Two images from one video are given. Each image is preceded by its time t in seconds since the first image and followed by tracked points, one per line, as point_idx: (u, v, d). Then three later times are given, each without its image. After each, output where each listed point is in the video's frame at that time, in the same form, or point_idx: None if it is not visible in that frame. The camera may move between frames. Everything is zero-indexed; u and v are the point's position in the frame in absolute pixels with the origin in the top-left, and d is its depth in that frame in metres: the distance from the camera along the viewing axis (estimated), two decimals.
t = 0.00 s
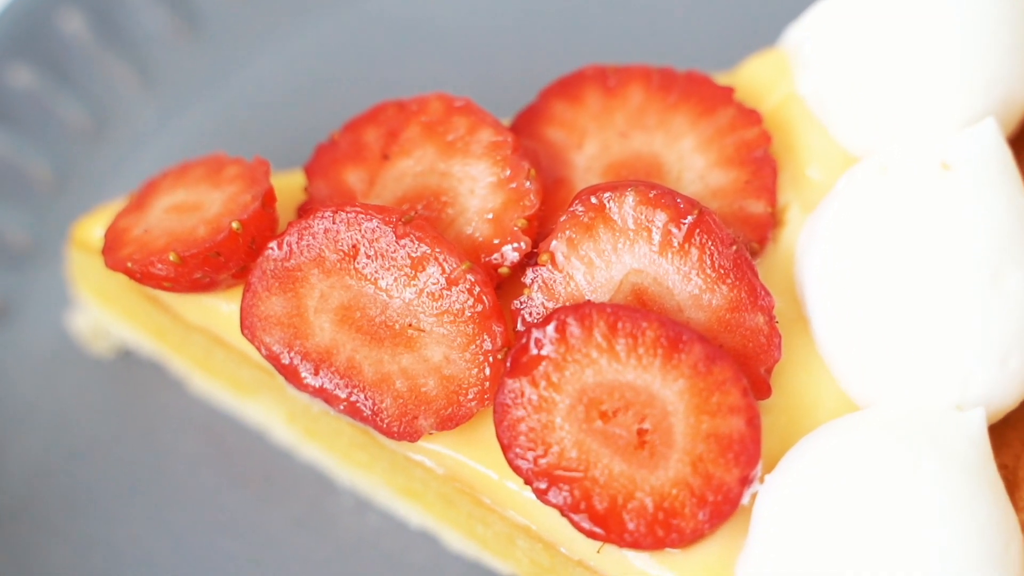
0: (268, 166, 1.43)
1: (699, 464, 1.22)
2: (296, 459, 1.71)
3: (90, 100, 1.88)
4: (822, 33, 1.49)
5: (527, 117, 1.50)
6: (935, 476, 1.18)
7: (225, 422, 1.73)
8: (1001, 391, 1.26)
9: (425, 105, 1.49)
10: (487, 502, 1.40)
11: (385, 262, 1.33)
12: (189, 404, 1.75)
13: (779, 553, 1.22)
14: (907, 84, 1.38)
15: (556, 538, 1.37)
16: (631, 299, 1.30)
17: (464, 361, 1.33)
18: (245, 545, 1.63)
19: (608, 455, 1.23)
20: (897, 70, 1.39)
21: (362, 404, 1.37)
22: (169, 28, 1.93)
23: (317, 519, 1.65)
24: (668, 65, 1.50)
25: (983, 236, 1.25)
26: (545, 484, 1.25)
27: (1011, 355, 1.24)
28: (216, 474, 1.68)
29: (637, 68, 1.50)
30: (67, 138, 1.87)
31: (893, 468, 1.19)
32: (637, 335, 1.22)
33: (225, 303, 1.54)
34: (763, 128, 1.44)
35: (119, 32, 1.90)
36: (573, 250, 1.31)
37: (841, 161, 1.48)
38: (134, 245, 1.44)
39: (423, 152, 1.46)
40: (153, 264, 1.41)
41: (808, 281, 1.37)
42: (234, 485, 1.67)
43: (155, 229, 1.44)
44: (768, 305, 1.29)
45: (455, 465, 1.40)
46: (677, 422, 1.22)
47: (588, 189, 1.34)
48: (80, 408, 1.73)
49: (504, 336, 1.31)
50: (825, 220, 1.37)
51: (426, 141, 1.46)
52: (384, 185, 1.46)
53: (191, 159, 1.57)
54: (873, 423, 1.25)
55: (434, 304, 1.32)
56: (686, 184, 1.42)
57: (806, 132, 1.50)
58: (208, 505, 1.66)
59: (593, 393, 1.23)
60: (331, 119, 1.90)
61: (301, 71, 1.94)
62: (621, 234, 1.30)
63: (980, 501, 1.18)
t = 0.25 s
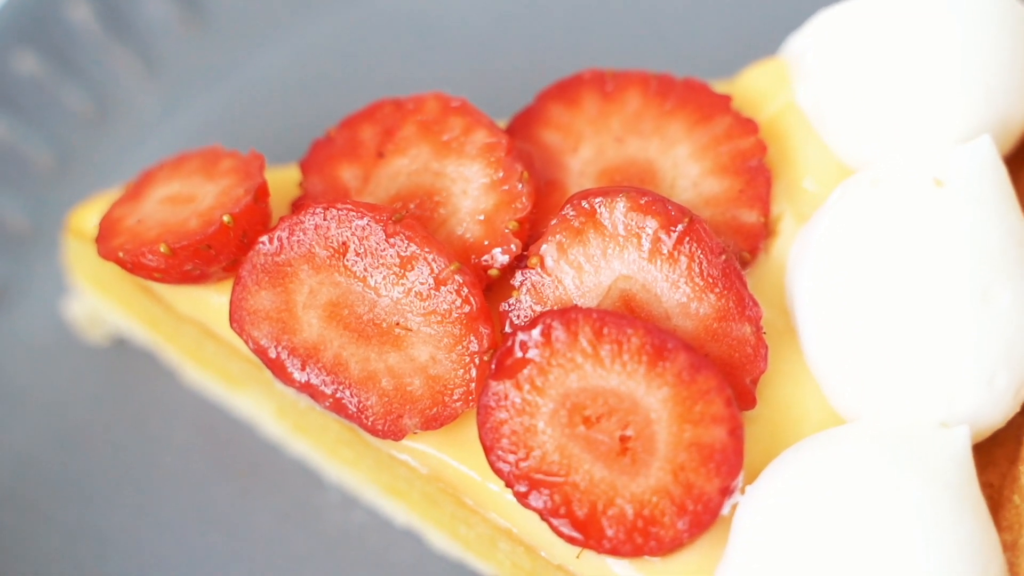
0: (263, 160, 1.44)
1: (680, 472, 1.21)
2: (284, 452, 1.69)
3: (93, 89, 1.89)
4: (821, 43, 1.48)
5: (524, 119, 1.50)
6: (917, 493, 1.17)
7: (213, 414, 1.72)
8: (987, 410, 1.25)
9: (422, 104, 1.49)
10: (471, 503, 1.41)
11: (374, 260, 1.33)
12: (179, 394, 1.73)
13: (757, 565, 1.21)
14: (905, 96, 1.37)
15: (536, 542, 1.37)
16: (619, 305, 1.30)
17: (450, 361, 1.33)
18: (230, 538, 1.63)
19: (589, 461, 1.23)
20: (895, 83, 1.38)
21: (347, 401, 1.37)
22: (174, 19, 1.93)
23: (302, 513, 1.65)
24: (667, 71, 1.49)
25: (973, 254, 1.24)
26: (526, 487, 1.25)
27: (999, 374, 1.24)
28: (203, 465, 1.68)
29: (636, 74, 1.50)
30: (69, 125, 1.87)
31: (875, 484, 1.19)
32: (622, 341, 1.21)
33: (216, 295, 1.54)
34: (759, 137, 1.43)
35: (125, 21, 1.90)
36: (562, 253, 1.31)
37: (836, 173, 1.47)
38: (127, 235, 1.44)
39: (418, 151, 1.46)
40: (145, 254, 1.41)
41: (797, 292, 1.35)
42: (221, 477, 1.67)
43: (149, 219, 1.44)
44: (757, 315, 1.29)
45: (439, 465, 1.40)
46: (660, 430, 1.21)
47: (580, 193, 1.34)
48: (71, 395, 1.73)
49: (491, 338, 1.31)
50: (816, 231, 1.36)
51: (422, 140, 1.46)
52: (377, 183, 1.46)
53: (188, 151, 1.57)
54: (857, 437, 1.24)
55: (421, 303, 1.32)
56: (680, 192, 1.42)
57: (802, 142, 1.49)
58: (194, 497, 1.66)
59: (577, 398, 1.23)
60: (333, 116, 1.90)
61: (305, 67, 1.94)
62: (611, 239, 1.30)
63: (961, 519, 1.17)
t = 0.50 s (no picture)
0: (258, 153, 1.44)
1: (661, 480, 1.21)
2: (272, 444, 1.70)
3: (96, 76, 1.89)
4: (821, 53, 1.48)
5: (520, 120, 1.49)
6: (897, 508, 1.17)
7: (203, 404, 1.72)
8: (972, 427, 1.24)
9: (418, 102, 1.49)
10: (452, 503, 1.42)
11: (363, 257, 1.33)
12: (169, 382, 1.74)
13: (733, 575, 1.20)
14: (902, 109, 1.36)
15: (515, 544, 1.38)
16: (606, 310, 1.29)
17: (436, 361, 1.33)
18: (215, 528, 1.64)
19: (570, 464, 1.23)
20: (893, 95, 1.37)
21: (333, 395, 1.37)
22: (179, 8, 1.93)
23: (287, 505, 1.65)
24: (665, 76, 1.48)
25: (963, 271, 1.24)
26: (506, 489, 1.25)
27: (985, 392, 1.23)
28: (191, 454, 1.69)
29: (633, 77, 1.49)
30: (70, 112, 1.88)
31: (855, 497, 1.18)
32: (607, 346, 1.22)
33: (208, 286, 1.55)
34: (754, 145, 1.42)
35: (129, 9, 1.90)
36: (551, 256, 1.31)
37: (832, 182, 1.45)
38: (119, 223, 1.45)
39: (413, 149, 1.46)
40: (136, 243, 1.42)
41: (786, 302, 1.35)
42: (208, 467, 1.68)
43: (142, 208, 1.45)
44: (744, 324, 1.29)
45: (422, 464, 1.41)
46: (641, 436, 1.21)
47: (571, 196, 1.34)
48: (62, 380, 1.74)
49: (477, 339, 1.31)
50: (808, 241, 1.36)
51: (416, 138, 1.46)
52: (371, 178, 1.46)
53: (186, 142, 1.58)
54: (841, 450, 1.24)
55: (409, 301, 1.32)
56: (673, 198, 1.41)
57: (797, 151, 1.47)
58: (181, 486, 1.67)
59: (560, 402, 1.23)
60: (333, 109, 1.90)
61: (307, 60, 1.95)
62: (601, 244, 1.30)
63: (939, 536, 1.16)
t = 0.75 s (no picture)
0: (254, 142, 1.45)
1: (642, 481, 1.21)
2: (259, 433, 1.72)
3: (99, 58, 1.89)
4: (822, 58, 1.44)
5: (517, 116, 1.49)
6: (876, 518, 1.16)
7: (195, 390, 1.74)
8: (956, 440, 1.24)
9: (415, 95, 1.49)
10: (437, 495, 1.40)
11: (354, 248, 1.34)
12: (163, 368, 1.75)
13: None
14: (901, 119, 1.34)
15: (495, 540, 1.37)
16: (593, 309, 1.29)
17: (422, 354, 1.33)
18: (201, 515, 1.64)
19: (551, 462, 1.22)
20: (892, 104, 1.35)
21: (319, 385, 1.37)
22: None
23: (274, 494, 1.66)
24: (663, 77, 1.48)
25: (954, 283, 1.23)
26: (486, 484, 1.25)
27: (970, 405, 1.23)
28: (181, 440, 1.69)
29: (632, 78, 1.49)
30: (71, 95, 1.88)
31: (835, 504, 1.18)
32: (592, 345, 1.21)
33: (201, 273, 1.55)
34: (749, 149, 1.42)
35: None
36: (541, 254, 1.32)
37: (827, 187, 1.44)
38: (112, 207, 1.45)
39: (408, 142, 1.46)
40: (128, 227, 1.42)
41: (775, 308, 1.34)
42: (196, 453, 1.68)
43: (136, 193, 1.45)
44: (732, 328, 1.27)
45: (406, 456, 1.40)
46: (624, 436, 1.21)
47: (564, 195, 1.35)
48: (55, 360, 1.75)
49: (465, 334, 1.32)
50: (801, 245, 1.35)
51: (412, 131, 1.46)
52: (366, 170, 1.47)
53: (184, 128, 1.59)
54: (823, 458, 1.23)
55: (398, 294, 1.32)
56: (666, 199, 1.40)
57: (793, 158, 1.47)
58: (168, 472, 1.67)
59: (544, 400, 1.23)
60: (334, 99, 1.89)
61: (310, 49, 1.94)
62: (591, 243, 1.30)
63: (917, 548, 1.16)
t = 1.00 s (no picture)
0: (252, 126, 1.46)
1: (623, 476, 1.21)
2: (251, 415, 1.71)
3: (104, 37, 1.90)
4: (822, 60, 1.44)
5: (516, 108, 1.49)
6: (855, 522, 1.16)
7: (189, 371, 1.75)
8: (939, 445, 1.24)
9: (415, 85, 1.49)
10: (422, 484, 1.41)
11: (345, 234, 1.34)
12: (158, 348, 1.77)
13: None
14: (899, 124, 1.33)
15: (477, 530, 1.37)
16: (583, 304, 1.29)
17: (411, 343, 1.33)
18: (190, 495, 1.65)
19: (534, 453, 1.22)
20: (891, 109, 1.34)
21: (308, 369, 1.38)
22: None
23: (263, 476, 1.67)
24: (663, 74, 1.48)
25: (942, 288, 1.22)
26: (468, 473, 1.25)
27: (954, 412, 1.22)
28: (173, 420, 1.71)
29: (632, 74, 1.48)
30: (77, 73, 1.89)
31: (814, 506, 1.18)
32: (579, 339, 1.21)
33: (195, 253, 1.56)
34: (746, 149, 1.42)
35: None
36: (533, 245, 1.32)
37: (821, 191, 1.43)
38: (109, 185, 1.46)
39: (406, 130, 1.46)
40: (123, 205, 1.43)
41: (765, 308, 1.34)
42: (188, 434, 1.70)
43: (133, 172, 1.46)
44: (720, 327, 1.27)
45: (392, 445, 1.41)
46: (607, 431, 1.21)
47: (559, 188, 1.35)
48: (52, 338, 1.77)
49: (454, 323, 1.32)
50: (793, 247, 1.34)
51: (411, 120, 1.47)
52: (364, 157, 1.47)
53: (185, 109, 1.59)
54: (806, 459, 1.23)
55: (388, 281, 1.33)
56: (661, 197, 1.40)
57: (789, 161, 1.46)
58: (160, 451, 1.68)
59: (528, 392, 1.23)
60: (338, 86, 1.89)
61: (316, 35, 1.94)
62: (582, 237, 1.30)
63: (897, 553, 1.16)
